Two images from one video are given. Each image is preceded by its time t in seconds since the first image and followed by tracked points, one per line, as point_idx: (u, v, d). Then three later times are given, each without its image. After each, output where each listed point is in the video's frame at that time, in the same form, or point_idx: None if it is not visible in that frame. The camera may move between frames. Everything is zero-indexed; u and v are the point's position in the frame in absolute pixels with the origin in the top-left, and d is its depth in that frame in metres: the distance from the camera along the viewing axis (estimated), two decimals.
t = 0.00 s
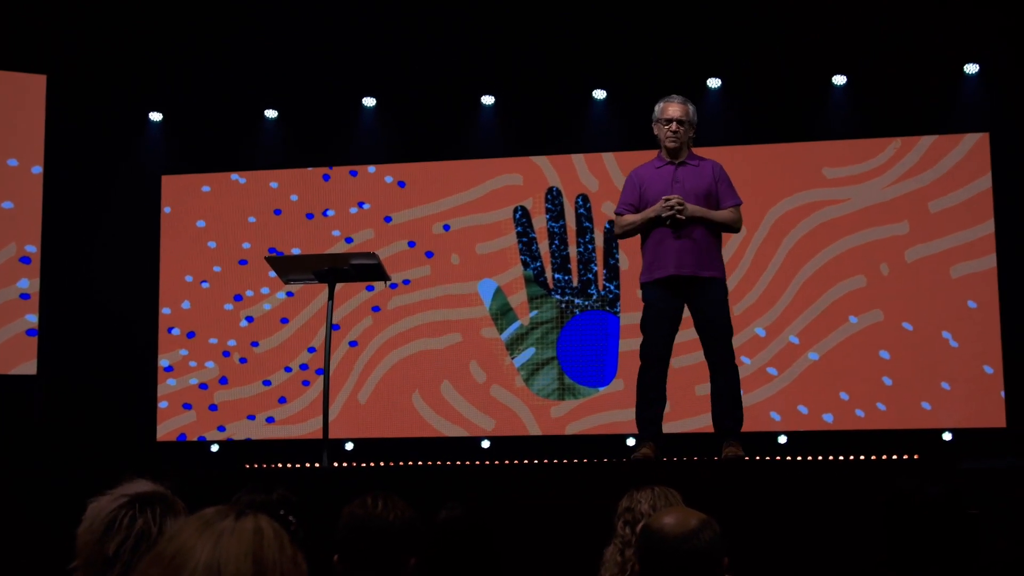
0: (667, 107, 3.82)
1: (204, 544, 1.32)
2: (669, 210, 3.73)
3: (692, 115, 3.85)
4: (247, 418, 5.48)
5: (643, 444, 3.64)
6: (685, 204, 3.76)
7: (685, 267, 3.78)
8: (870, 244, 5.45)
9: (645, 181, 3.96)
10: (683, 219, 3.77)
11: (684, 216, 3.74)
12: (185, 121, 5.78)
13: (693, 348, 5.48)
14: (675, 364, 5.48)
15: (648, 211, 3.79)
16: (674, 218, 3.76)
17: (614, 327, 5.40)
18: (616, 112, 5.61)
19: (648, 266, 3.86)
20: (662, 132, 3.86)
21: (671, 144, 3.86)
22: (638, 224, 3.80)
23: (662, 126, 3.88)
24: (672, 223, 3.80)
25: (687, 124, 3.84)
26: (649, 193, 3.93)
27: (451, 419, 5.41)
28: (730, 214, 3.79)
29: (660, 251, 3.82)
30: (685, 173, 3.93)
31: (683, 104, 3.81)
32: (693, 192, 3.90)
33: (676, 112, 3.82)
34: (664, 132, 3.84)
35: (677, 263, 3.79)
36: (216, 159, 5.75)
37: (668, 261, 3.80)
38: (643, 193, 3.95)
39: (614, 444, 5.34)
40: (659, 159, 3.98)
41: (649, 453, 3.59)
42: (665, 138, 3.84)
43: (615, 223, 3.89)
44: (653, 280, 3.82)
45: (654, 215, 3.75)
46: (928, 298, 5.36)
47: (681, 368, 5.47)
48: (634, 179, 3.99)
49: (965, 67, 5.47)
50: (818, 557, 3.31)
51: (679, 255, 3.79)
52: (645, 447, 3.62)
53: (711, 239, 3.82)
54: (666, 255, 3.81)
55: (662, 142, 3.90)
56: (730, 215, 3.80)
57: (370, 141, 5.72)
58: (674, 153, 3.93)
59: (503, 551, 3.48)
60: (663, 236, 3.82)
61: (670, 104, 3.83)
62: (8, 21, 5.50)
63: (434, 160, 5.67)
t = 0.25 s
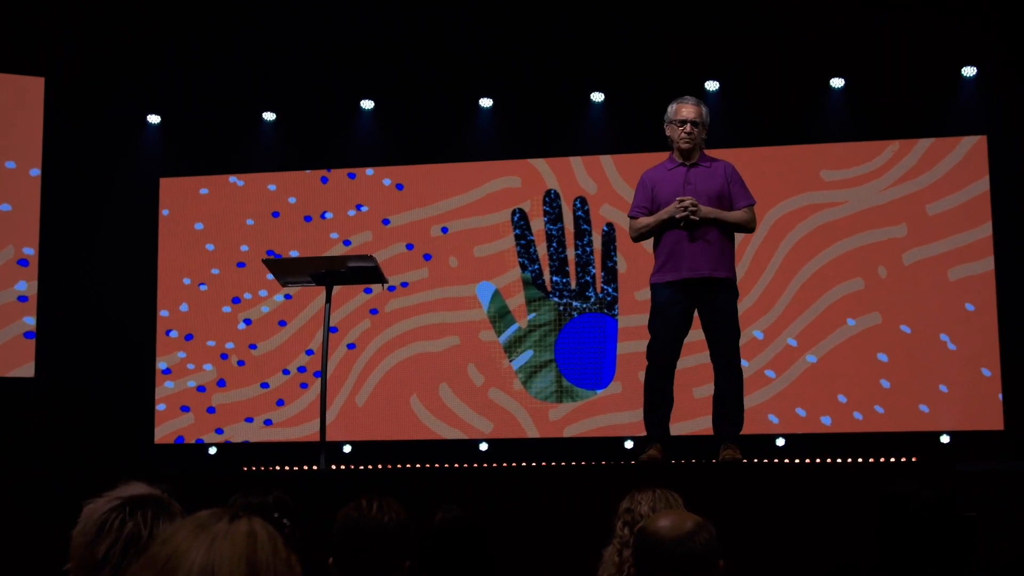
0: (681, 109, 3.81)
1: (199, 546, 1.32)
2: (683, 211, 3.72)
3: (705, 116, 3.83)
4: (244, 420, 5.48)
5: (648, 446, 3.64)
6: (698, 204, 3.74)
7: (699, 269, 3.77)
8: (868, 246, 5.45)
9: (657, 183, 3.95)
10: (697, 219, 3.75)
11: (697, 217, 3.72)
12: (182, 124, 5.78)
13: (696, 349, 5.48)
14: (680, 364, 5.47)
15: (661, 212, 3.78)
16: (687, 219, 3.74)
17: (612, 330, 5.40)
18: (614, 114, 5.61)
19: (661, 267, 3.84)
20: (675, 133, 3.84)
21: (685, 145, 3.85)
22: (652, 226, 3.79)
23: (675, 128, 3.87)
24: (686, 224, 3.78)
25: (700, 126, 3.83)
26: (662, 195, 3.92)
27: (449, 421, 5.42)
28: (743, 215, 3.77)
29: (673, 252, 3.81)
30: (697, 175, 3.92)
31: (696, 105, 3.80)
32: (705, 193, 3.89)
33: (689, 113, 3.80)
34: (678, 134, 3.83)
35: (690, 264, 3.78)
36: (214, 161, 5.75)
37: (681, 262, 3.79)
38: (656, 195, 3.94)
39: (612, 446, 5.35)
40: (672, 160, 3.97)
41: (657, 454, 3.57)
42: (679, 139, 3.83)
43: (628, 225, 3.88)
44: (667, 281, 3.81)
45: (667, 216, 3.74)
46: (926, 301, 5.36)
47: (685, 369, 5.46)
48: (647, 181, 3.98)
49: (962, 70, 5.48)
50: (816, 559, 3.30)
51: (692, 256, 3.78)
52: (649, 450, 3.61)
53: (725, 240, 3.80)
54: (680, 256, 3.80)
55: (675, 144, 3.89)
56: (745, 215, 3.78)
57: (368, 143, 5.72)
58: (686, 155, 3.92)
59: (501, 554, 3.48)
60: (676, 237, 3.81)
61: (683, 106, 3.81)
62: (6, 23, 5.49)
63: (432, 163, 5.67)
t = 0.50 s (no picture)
0: (682, 110, 3.80)
1: (191, 549, 1.31)
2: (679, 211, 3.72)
3: (706, 119, 3.84)
4: (241, 422, 5.47)
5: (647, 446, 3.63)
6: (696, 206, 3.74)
7: (692, 270, 3.77)
8: (865, 248, 5.45)
9: (654, 181, 3.95)
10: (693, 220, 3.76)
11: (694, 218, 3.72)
12: (180, 126, 5.79)
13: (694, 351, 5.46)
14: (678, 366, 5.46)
15: (656, 210, 3.78)
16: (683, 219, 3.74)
17: (609, 332, 5.40)
18: (611, 116, 5.63)
19: (655, 267, 3.84)
20: (676, 134, 3.84)
21: (684, 147, 3.85)
22: (645, 223, 3.79)
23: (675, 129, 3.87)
24: (681, 224, 3.78)
25: (700, 129, 3.84)
26: (657, 194, 3.92)
27: (446, 423, 5.41)
28: (738, 219, 3.78)
29: (667, 253, 3.81)
30: (694, 177, 3.92)
31: (697, 107, 3.80)
32: (701, 195, 3.89)
33: (689, 115, 3.81)
34: (678, 135, 3.83)
35: (684, 265, 3.78)
36: (212, 163, 5.76)
37: (674, 262, 3.80)
38: (651, 193, 3.94)
39: (610, 448, 5.34)
40: (670, 160, 3.97)
41: (657, 455, 3.58)
42: (679, 141, 3.83)
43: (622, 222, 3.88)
44: (660, 281, 3.81)
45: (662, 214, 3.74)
46: (924, 303, 5.36)
47: (683, 370, 5.46)
48: (643, 180, 3.98)
49: (959, 73, 5.49)
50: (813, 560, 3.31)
51: (686, 257, 3.78)
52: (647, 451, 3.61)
53: (719, 243, 3.81)
54: (673, 257, 3.81)
55: (674, 145, 3.88)
56: (738, 219, 3.80)
57: (365, 145, 5.73)
58: (684, 156, 3.92)
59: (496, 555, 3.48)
60: (670, 237, 3.81)
61: (685, 107, 3.81)
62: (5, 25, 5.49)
63: (430, 165, 5.67)
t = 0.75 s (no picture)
0: (679, 111, 3.81)
1: (183, 550, 1.31)
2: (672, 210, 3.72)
3: (702, 120, 3.85)
4: (239, 423, 5.47)
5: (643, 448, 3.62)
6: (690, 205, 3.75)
7: (683, 271, 3.77)
8: (862, 249, 5.46)
9: (648, 182, 3.95)
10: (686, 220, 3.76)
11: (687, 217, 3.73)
12: (178, 128, 5.79)
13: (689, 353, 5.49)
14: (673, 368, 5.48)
15: (649, 210, 3.78)
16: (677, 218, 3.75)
17: (607, 333, 5.40)
18: (608, 118, 5.63)
19: (646, 268, 3.84)
20: (672, 135, 3.85)
21: (680, 148, 3.85)
22: (638, 222, 3.79)
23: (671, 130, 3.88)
24: (675, 223, 3.79)
25: (696, 130, 3.85)
26: (651, 194, 3.93)
27: (444, 424, 5.42)
28: (730, 221, 3.78)
29: (657, 253, 3.81)
30: (688, 178, 3.92)
31: (693, 109, 3.81)
32: (695, 197, 3.88)
33: (685, 116, 3.82)
34: (674, 136, 3.84)
35: (674, 266, 3.78)
36: (210, 164, 5.76)
37: (665, 262, 3.79)
38: (645, 193, 3.94)
39: (607, 449, 5.33)
40: (665, 161, 3.97)
41: (653, 457, 3.57)
42: (675, 141, 3.84)
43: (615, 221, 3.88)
44: (651, 282, 3.81)
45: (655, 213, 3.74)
46: (921, 304, 5.36)
47: (678, 372, 5.47)
48: (638, 180, 3.98)
49: (957, 74, 5.49)
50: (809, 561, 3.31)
51: (676, 258, 3.78)
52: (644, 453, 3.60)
53: (711, 246, 3.82)
54: (664, 257, 3.80)
55: (670, 145, 3.89)
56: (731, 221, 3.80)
57: (363, 146, 5.73)
58: (679, 157, 3.92)
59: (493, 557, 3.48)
60: (663, 237, 3.80)
61: (681, 108, 3.82)
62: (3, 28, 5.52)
63: (428, 166, 5.68)
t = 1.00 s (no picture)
0: (672, 112, 3.81)
1: (175, 552, 1.31)
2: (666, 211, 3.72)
3: (696, 120, 3.85)
4: (236, 423, 5.47)
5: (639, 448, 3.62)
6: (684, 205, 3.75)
7: (678, 272, 3.77)
8: (860, 250, 5.46)
9: (642, 183, 3.95)
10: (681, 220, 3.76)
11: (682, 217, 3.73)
12: (176, 128, 5.79)
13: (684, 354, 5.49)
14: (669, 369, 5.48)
15: (643, 211, 3.78)
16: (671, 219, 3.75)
17: (605, 334, 5.40)
18: (605, 118, 5.63)
19: (641, 268, 3.84)
20: (666, 135, 3.85)
21: (674, 149, 3.86)
22: (633, 224, 3.79)
23: (665, 130, 3.88)
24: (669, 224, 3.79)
25: (690, 129, 3.85)
26: (645, 195, 3.93)
27: (441, 425, 5.42)
28: (725, 221, 3.79)
29: (653, 254, 3.81)
30: (683, 178, 3.92)
31: (687, 109, 3.81)
32: (689, 197, 3.89)
33: (679, 116, 3.82)
34: (669, 136, 3.84)
35: (669, 266, 3.78)
36: (208, 165, 5.77)
37: (660, 263, 3.79)
38: (639, 194, 3.95)
39: (605, 449, 5.33)
40: (659, 161, 3.97)
41: (650, 458, 3.57)
42: (669, 142, 3.84)
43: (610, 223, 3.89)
44: (647, 283, 3.81)
45: (649, 213, 3.74)
46: (918, 304, 5.36)
47: (673, 373, 5.48)
48: (632, 181, 3.99)
49: (954, 74, 5.49)
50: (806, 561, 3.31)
51: (672, 258, 3.78)
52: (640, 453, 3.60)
53: (707, 246, 3.82)
54: (660, 258, 3.80)
55: (664, 146, 3.89)
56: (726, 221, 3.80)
57: (361, 146, 5.73)
58: (673, 157, 3.92)
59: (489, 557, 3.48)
60: (658, 237, 3.81)
61: (675, 109, 3.81)
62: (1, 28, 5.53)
63: (425, 167, 5.68)
